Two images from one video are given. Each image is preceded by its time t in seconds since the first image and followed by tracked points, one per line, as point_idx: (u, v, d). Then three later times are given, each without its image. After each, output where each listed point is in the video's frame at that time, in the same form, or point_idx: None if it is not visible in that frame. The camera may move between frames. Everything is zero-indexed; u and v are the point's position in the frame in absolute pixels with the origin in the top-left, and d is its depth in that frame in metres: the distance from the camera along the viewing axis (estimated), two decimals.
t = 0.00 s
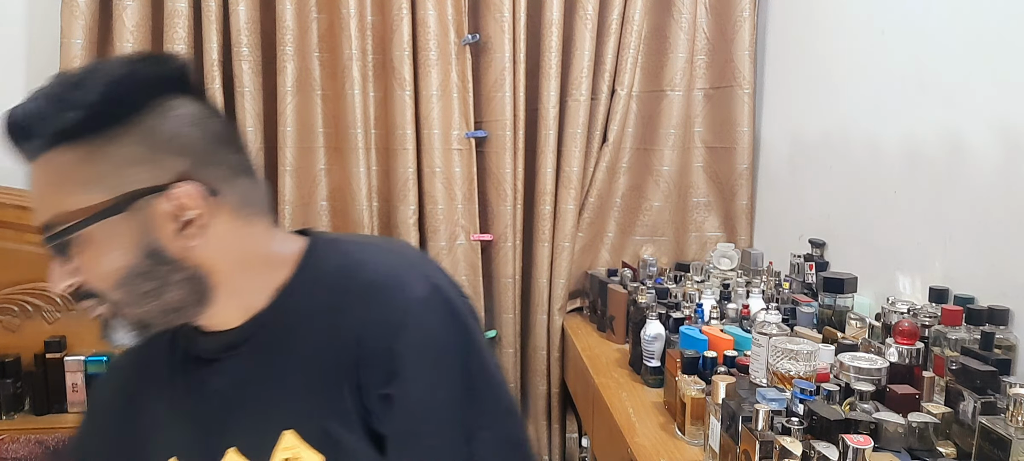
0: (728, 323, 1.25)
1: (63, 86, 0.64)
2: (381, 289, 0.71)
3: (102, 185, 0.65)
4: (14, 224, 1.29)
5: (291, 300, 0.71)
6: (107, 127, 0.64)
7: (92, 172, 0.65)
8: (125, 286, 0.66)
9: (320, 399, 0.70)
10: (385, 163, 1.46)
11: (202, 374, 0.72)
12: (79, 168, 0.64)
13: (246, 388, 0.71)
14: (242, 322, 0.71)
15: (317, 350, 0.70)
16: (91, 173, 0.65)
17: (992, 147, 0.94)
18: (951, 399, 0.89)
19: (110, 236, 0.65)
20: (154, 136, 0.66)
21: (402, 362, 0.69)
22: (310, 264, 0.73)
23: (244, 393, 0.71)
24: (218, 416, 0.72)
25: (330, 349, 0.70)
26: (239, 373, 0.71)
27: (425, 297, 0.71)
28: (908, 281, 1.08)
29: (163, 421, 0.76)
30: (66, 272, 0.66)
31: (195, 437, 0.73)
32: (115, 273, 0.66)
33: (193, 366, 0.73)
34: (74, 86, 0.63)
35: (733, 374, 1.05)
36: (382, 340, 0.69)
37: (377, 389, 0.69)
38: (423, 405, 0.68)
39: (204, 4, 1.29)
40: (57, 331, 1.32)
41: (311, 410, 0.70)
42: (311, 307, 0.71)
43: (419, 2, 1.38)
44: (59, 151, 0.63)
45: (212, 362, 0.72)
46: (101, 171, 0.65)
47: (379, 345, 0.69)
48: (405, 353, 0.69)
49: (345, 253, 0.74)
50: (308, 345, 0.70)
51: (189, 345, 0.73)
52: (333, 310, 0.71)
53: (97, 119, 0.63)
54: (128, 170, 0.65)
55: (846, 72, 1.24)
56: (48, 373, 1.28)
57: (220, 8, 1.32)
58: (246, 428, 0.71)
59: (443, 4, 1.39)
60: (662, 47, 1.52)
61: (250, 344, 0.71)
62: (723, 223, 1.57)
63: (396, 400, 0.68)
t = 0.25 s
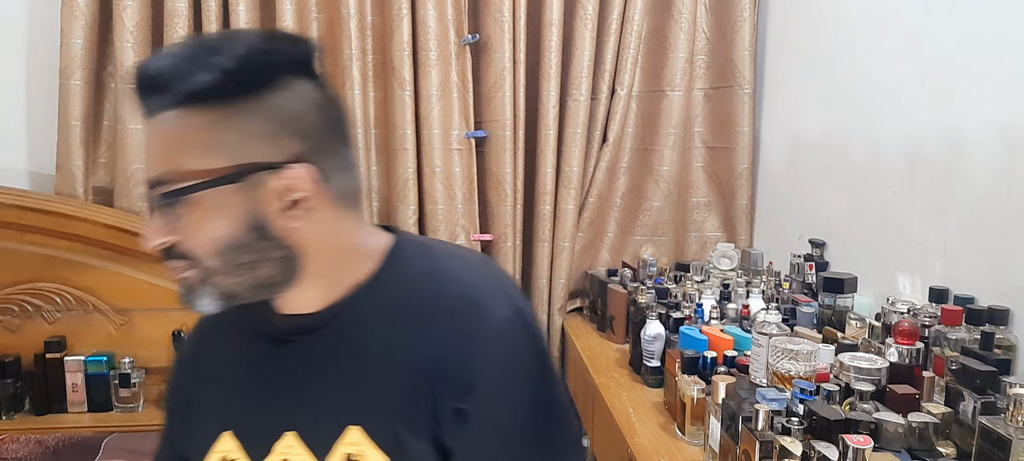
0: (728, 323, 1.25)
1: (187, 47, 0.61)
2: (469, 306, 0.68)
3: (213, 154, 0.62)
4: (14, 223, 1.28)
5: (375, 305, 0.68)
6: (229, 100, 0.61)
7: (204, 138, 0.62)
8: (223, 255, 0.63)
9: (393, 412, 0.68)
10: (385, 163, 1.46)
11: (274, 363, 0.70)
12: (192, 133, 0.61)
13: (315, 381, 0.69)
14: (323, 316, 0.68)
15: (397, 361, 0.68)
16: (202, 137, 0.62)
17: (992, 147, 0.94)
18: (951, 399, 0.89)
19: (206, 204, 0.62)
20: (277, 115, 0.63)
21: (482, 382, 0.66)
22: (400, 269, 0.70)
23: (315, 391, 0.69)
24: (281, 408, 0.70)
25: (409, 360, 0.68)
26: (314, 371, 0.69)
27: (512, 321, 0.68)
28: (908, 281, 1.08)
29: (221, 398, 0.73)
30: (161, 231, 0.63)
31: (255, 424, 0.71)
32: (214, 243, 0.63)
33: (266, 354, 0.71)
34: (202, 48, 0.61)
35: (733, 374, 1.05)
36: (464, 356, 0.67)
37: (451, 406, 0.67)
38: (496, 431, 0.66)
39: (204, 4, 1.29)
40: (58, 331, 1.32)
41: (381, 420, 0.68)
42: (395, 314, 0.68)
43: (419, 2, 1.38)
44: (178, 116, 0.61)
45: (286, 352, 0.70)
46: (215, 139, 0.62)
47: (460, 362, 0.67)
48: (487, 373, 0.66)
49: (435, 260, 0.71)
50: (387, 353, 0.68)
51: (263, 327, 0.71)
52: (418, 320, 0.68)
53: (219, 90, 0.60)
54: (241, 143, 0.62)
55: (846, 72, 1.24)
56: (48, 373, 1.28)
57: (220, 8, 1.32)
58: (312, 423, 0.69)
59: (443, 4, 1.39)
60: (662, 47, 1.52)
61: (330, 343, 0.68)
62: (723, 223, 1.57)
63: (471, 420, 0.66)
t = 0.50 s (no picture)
0: (728, 323, 1.25)
1: (309, 32, 0.55)
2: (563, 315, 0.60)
3: (334, 145, 0.55)
4: (14, 223, 1.28)
5: (458, 309, 0.60)
6: (350, 87, 0.53)
7: (322, 124, 0.54)
8: (333, 244, 0.56)
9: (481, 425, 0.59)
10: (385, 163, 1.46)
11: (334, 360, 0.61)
12: (312, 123, 0.54)
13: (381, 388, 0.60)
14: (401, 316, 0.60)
15: (479, 367, 0.59)
16: (326, 127, 0.54)
17: (993, 147, 0.94)
18: (951, 399, 0.89)
19: (319, 194, 0.55)
20: (398, 105, 0.55)
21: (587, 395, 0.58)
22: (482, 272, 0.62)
23: (385, 397, 0.60)
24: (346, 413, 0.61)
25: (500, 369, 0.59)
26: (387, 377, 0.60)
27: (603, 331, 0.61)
28: (908, 280, 1.08)
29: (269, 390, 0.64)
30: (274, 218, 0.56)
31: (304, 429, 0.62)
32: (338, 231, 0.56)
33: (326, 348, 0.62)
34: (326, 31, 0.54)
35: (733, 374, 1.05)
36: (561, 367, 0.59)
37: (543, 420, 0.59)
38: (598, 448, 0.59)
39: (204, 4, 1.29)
40: (58, 331, 1.32)
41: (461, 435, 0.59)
42: (480, 320, 0.60)
43: (419, 2, 1.38)
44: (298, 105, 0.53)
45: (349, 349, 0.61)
46: (337, 130, 0.54)
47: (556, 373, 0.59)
48: (590, 385, 0.59)
49: (514, 266, 0.63)
50: (472, 363, 0.60)
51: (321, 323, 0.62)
52: (506, 327, 0.60)
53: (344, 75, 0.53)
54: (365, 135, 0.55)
55: (846, 73, 1.24)
56: (48, 373, 1.28)
57: (220, 8, 1.32)
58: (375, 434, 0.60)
59: (443, 3, 1.39)
60: (662, 47, 1.52)
61: (408, 347, 0.60)
62: (723, 223, 1.57)
63: (565, 434, 0.59)
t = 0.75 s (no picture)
0: (728, 323, 1.25)
1: (465, 37, 0.63)
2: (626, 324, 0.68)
3: (477, 142, 0.61)
4: (14, 223, 1.28)
5: (537, 306, 0.67)
6: (491, 91, 0.61)
7: (468, 126, 0.61)
8: (466, 237, 0.62)
9: (543, 411, 0.65)
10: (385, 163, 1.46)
11: (419, 339, 0.66)
12: (459, 121, 0.60)
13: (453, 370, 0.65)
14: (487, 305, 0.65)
15: (550, 350, 0.66)
16: (471, 130, 0.61)
17: (993, 146, 0.94)
18: (951, 399, 0.89)
19: (469, 192, 0.61)
20: (525, 111, 0.63)
21: (642, 395, 0.65)
22: (559, 276, 0.69)
23: (459, 381, 0.65)
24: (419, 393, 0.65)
25: (569, 360, 0.66)
26: (467, 360, 0.65)
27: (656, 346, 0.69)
28: (908, 280, 1.08)
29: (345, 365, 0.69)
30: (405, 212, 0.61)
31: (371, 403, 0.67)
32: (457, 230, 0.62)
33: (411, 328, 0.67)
34: (478, 38, 0.62)
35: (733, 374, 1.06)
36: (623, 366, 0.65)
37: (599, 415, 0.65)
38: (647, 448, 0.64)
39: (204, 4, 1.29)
40: (58, 331, 1.32)
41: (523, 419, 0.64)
42: (557, 315, 0.67)
43: (419, 2, 1.38)
44: (448, 98, 0.60)
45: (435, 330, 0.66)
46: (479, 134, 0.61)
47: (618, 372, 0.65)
48: (645, 388, 0.65)
49: (582, 278, 0.71)
50: (545, 352, 0.66)
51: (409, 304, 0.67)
52: (577, 323, 0.67)
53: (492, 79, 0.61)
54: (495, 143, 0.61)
55: (846, 72, 1.25)
56: (48, 373, 1.28)
57: (220, 8, 1.32)
58: (443, 413, 0.65)
59: (443, 3, 1.38)
60: (662, 47, 1.52)
61: (489, 335, 0.66)
62: (723, 223, 1.57)
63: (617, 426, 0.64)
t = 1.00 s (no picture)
0: (728, 323, 1.25)
1: (542, 49, 0.68)
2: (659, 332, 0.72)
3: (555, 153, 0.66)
4: (14, 223, 1.28)
5: (577, 309, 0.71)
6: (570, 103, 0.67)
7: (547, 134, 0.66)
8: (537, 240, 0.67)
9: (577, 408, 0.69)
10: (385, 163, 1.46)
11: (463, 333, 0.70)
12: (540, 128, 0.65)
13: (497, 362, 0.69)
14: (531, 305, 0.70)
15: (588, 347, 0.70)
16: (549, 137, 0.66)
17: (992, 146, 0.94)
18: (951, 399, 0.89)
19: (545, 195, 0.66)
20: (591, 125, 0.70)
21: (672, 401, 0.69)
22: (596, 283, 0.74)
23: (500, 377, 0.69)
24: (460, 386, 0.69)
25: (604, 360, 0.70)
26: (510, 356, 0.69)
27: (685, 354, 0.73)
28: (908, 280, 1.08)
29: (388, 354, 0.72)
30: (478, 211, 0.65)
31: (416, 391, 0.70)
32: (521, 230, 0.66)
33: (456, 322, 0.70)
34: (553, 50, 0.68)
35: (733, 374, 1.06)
36: (654, 371, 0.70)
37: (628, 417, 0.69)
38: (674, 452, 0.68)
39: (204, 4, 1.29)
40: (58, 331, 1.32)
41: (556, 415, 0.68)
42: (596, 319, 0.71)
43: (419, 2, 1.38)
44: (535, 106, 0.65)
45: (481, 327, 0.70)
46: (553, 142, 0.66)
47: (649, 375, 0.70)
48: (675, 395, 0.69)
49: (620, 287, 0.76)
50: (582, 352, 0.70)
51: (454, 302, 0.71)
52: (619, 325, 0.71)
53: (570, 89, 0.67)
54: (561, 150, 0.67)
55: (846, 72, 1.25)
56: (48, 373, 1.28)
57: (220, 8, 1.32)
58: (481, 405, 0.68)
59: (443, 4, 1.38)
60: (662, 48, 1.52)
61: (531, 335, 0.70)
62: (723, 223, 1.57)
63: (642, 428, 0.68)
